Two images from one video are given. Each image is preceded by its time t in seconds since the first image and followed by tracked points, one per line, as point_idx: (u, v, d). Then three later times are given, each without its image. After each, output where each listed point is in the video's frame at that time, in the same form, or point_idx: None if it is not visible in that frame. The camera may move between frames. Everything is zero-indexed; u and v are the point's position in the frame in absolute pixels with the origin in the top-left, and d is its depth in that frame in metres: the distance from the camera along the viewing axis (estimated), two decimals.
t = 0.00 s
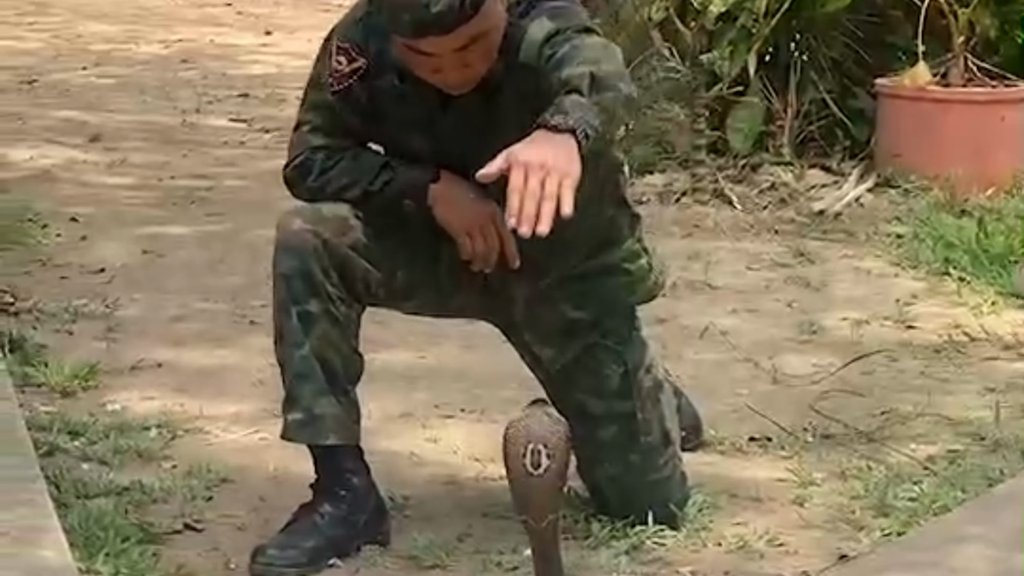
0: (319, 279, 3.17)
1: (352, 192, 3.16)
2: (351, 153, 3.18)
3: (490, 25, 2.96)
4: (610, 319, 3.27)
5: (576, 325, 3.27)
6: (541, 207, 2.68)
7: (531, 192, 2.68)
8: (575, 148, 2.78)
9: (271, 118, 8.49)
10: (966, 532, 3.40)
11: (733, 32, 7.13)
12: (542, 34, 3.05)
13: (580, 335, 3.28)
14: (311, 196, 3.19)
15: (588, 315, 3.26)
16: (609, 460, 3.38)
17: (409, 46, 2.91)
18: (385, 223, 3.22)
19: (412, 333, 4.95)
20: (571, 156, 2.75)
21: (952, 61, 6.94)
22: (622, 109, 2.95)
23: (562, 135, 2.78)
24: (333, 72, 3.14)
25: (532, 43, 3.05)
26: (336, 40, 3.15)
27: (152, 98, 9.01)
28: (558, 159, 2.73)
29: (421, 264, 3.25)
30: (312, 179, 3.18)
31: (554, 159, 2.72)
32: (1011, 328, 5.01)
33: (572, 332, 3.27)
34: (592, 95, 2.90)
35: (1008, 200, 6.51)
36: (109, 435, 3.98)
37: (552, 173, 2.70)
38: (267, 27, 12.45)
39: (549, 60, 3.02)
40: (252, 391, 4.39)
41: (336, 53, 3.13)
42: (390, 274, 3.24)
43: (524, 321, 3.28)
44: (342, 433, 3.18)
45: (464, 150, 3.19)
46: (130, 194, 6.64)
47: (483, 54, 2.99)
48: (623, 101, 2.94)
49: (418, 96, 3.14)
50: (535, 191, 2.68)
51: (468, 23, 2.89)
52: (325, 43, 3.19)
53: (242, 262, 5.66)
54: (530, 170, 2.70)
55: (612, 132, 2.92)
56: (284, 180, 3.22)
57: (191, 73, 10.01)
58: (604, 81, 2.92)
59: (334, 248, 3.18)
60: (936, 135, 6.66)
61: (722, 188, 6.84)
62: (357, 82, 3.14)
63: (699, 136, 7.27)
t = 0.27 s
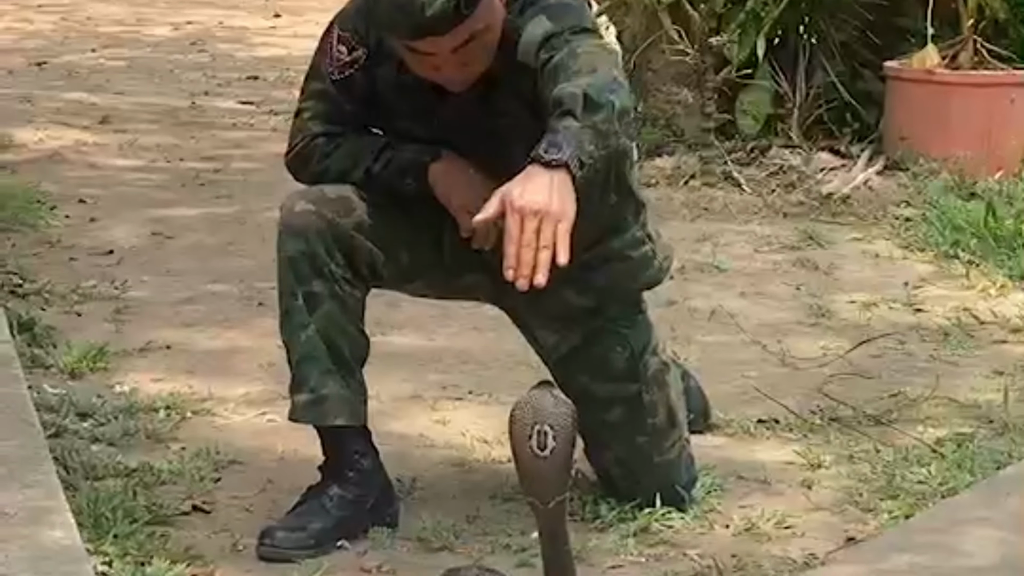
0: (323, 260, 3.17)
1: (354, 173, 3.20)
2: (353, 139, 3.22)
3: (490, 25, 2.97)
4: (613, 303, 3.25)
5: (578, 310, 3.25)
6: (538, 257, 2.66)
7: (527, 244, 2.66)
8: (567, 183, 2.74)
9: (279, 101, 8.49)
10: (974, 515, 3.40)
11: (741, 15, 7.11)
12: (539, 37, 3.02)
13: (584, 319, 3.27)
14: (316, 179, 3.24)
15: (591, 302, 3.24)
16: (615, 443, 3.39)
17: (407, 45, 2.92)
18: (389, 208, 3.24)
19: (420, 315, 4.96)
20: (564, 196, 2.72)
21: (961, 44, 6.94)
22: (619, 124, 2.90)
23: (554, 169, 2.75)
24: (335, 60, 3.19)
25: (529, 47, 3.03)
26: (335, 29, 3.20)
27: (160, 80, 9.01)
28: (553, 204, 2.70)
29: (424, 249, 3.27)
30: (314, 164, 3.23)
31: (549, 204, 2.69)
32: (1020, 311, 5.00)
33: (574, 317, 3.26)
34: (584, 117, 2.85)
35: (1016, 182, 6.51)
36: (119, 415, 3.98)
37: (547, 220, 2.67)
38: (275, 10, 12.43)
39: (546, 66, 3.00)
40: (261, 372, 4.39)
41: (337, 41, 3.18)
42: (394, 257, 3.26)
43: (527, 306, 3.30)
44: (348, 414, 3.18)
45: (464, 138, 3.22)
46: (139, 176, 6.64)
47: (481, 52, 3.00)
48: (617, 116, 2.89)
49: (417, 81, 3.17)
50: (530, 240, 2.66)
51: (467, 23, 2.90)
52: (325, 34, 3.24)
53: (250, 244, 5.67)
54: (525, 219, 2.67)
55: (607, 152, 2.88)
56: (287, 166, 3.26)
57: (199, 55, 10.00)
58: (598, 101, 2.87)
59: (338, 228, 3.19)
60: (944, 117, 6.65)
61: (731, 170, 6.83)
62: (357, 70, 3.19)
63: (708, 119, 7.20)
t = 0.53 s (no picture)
0: (325, 245, 3.16)
1: (355, 160, 3.21)
2: (354, 126, 3.23)
3: (492, 22, 2.97)
4: (615, 292, 3.24)
5: (580, 298, 3.24)
6: (535, 300, 2.67)
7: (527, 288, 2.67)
8: (565, 218, 2.74)
9: (281, 88, 8.48)
10: (977, 501, 3.40)
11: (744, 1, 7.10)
12: (540, 42, 2.99)
13: (585, 309, 3.25)
14: (318, 164, 3.24)
15: (592, 292, 3.23)
16: (617, 429, 3.39)
17: (408, 42, 2.92)
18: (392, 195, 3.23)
19: (423, 302, 4.96)
20: (562, 232, 2.72)
21: (964, 30, 6.95)
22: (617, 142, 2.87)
23: (550, 203, 2.74)
24: (337, 49, 3.18)
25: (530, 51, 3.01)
26: (337, 17, 3.19)
27: (162, 67, 9.00)
28: (551, 243, 2.70)
29: (427, 237, 3.26)
30: (316, 150, 3.24)
31: (548, 244, 2.69)
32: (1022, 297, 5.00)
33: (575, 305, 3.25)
34: (581, 143, 2.83)
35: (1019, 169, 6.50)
36: (121, 402, 3.98)
37: (546, 261, 2.68)
38: None
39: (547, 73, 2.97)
40: (263, 359, 4.39)
41: (338, 31, 3.17)
42: (397, 244, 3.24)
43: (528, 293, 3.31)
44: (350, 398, 3.18)
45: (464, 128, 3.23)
46: (141, 163, 6.64)
47: (482, 49, 3.00)
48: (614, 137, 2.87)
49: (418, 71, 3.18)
50: (529, 282, 2.67)
51: (469, 20, 2.90)
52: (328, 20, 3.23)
53: (252, 231, 5.66)
54: (523, 261, 2.67)
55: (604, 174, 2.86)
56: (289, 151, 3.28)
57: (201, 42, 9.99)
58: (595, 125, 2.84)
59: (340, 213, 3.17)
60: (947, 104, 6.65)
61: (734, 158, 6.83)
62: (359, 59, 3.19)
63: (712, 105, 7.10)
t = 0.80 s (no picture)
0: (326, 238, 3.17)
1: (355, 153, 3.22)
2: (354, 120, 3.24)
3: (492, 20, 2.95)
4: (615, 285, 3.25)
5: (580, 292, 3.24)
6: (537, 329, 2.66)
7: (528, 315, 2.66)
8: (565, 246, 2.74)
9: (281, 81, 8.48)
10: (975, 495, 3.41)
11: None
12: (539, 46, 2.99)
13: (586, 304, 3.25)
14: (319, 157, 3.26)
15: (591, 286, 3.23)
16: (616, 422, 3.39)
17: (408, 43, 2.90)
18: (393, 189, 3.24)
19: (421, 296, 4.96)
20: (564, 260, 2.72)
21: (963, 24, 6.94)
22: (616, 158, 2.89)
23: (552, 230, 2.74)
24: (337, 46, 3.18)
25: (529, 55, 3.00)
26: (338, 13, 3.19)
27: (162, 61, 9.00)
28: (552, 272, 2.70)
29: (427, 230, 3.26)
30: (317, 144, 3.25)
31: (549, 273, 2.69)
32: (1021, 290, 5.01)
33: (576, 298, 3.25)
34: (580, 163, 2.84)
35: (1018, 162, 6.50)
36: (120, 396, 3.98)
37: (547, 289, 2.68)
38: None
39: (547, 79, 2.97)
40: (262, 353, 4.39)
41: (339, 27, 3.17)
42: (398, 237, 3.24)
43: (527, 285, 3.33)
44: (350, 392, 3.19)
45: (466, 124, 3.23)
46: (140, 157, 6.64)
47: (481, 49, 2.98)
48: (613, 154, 2.88)
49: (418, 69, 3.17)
50: (531, 311, 2.67)
51: (469, 20, 2.89)
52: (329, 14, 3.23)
53: (250, 224, 5.66)
54: (525, 289, 2.67)
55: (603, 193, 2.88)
56: (290, 145, 3.29)
57: (200, 36, 9.99)
58: (593, 145, 2.85)
59: (342, 206, 3.18)
60: (946, 97, 6.65)
61: (733, 151, 6.83)
62: (360, 56, 3.19)
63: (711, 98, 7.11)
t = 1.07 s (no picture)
0: (324, 235, 3.17)
1: (354, 149, 3.22)
2: (352, 118, 3.23)
3: (493, 24, 2.96)
4: (612, 283, 3.24)
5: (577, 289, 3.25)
6: (548, 350, 2.68)
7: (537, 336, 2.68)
8: (572, 266, 2.77)
9: (277, 77, 8.47)
10: (971, 491, 3.41)
11: None
12: (540, 51, 3.00)
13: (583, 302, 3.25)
14: (317, 154, 3.25)
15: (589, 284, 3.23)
16: (613, 419, 3.39)
17: (409, 49, 2.91)
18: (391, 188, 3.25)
19: (417, 293, 4.95)
20: (571, 281, 2.74)
21: (958, 20, 6.93)
22: (619, 169, 2.91)
23: (558, 251, 2.76)
24: (336, 44, 3.16)
25: (530, 60, 3.01)
26: (337, 11, 3.17)
27: (158, 57, 8.99)
28: (560, 292, 2.72)
29: (426, 228, 3.28)
30: (315, 141, 3.24)
31: (558, 293, 2.71)
32: (1017, 287, 5.00)
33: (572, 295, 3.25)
34: (585, 180, 2.86)
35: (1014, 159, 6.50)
36: (116, 393, 3.98)
37: (556, 310, 2.70)
38: None
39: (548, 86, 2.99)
40: (258, 350, 4.39)
41: (338, 25, 3.15)
42: (398, 235, 3.26)
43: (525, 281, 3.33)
44: (347, 390, 3.19)
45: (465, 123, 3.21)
46: (136, 153, 6.63)
47: (483, 52, 2.99)
48: (616, 167, 2.89)
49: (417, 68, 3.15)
50: (540, 332, 2.69)
51: (471, 24, 2.90)
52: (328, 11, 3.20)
53: (246, 221, 5.66)
54: (534, 311, 2.69)
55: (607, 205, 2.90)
56: (288, 142, 3.28)
57: (196, 32, 9.97)
58: (597, 160, 2.87)
59: (341, 203, 3.19)
60: (943, 93, 6.64)
61: (730, 148, 6.82)
62: (358, 55, 3.17)
63: (707, 95, 7.16)
